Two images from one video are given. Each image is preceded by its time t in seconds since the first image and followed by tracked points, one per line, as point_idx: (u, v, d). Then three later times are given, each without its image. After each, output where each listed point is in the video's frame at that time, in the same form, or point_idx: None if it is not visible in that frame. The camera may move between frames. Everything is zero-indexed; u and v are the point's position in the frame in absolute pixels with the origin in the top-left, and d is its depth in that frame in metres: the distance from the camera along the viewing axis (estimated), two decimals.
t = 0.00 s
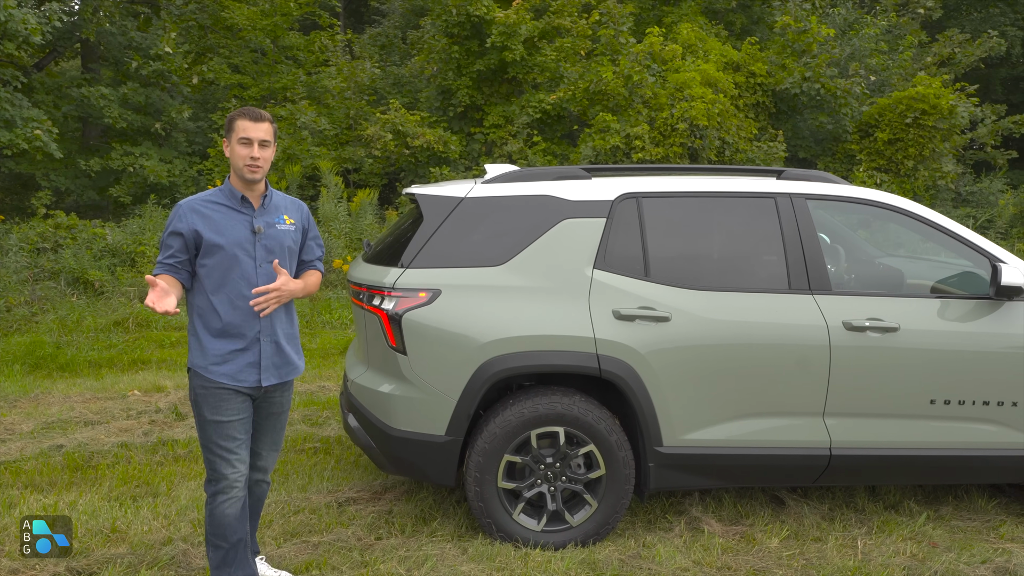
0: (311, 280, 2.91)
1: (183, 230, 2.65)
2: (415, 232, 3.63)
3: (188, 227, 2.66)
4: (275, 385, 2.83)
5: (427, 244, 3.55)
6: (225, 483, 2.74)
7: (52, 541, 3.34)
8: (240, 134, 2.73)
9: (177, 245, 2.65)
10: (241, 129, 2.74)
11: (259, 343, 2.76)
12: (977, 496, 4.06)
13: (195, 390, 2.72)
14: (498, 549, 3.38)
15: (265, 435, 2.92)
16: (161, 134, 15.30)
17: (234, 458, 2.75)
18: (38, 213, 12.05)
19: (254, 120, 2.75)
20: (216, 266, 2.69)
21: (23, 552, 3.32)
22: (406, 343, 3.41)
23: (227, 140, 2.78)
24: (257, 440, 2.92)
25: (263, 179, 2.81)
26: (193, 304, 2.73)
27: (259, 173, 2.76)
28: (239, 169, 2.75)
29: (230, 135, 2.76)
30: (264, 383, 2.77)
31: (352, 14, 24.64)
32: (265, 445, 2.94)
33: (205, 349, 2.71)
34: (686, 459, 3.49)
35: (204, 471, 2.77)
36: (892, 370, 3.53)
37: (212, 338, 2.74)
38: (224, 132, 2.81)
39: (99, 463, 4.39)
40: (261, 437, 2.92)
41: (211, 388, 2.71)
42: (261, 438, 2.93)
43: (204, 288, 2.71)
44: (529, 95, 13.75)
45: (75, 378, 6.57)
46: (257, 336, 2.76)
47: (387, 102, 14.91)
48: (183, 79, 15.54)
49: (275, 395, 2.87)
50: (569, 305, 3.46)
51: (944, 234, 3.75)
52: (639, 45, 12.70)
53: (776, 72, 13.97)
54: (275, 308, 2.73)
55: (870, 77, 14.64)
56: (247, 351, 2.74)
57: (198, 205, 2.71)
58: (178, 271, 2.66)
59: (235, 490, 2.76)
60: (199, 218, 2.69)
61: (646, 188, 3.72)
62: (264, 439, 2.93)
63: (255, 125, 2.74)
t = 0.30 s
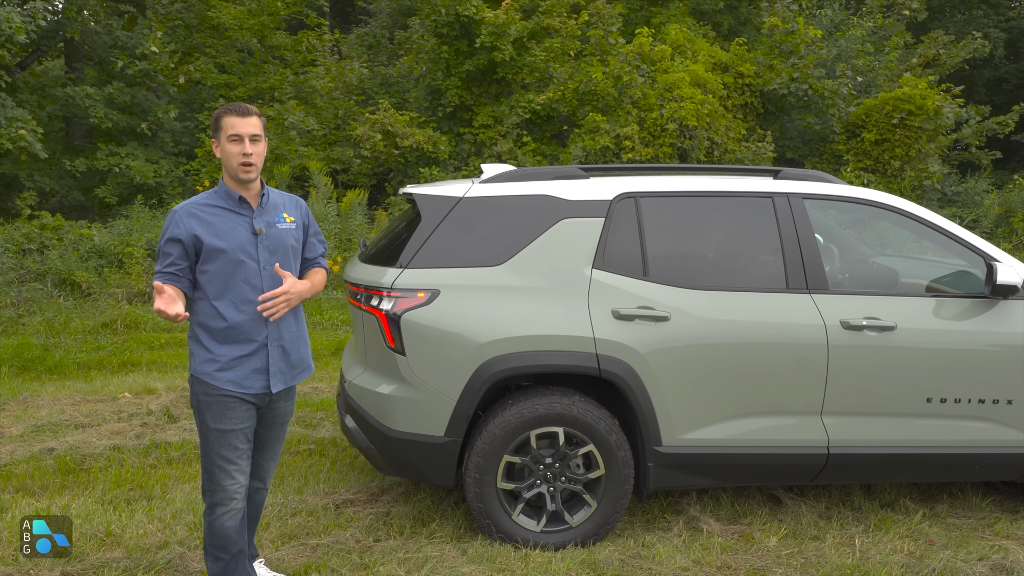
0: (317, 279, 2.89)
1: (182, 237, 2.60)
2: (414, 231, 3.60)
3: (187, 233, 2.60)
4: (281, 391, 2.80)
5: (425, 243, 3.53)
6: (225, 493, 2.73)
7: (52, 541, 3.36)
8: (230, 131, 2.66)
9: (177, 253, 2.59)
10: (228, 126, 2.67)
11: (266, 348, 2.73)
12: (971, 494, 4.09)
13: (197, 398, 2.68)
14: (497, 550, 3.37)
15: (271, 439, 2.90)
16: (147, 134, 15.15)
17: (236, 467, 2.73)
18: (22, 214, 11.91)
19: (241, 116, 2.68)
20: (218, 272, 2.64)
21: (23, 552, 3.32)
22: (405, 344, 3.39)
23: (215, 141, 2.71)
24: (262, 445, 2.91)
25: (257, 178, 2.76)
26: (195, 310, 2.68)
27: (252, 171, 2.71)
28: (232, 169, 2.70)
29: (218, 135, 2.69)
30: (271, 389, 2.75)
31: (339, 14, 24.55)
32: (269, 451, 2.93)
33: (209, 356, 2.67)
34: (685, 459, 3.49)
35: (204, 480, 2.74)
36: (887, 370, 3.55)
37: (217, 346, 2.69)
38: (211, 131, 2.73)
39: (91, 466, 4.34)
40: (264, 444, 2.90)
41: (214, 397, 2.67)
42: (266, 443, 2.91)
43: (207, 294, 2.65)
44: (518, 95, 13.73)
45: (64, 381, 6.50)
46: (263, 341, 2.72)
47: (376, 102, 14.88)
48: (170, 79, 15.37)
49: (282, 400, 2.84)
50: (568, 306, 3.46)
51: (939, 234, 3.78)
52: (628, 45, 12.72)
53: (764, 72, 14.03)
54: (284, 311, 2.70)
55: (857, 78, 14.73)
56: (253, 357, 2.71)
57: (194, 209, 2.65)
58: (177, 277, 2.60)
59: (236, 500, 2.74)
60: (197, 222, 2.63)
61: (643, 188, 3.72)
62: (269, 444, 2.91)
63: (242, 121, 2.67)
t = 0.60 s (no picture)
0: (322, 281, 2.90)
1: (184, 241, 2.56)
2: (414, 230, 3.59)
3: (189, 237, 2.57)
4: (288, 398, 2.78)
5: (425, 243, 3.51)
6: (227, 500, 2.71)
7: (52, 541, 3.34)
8: (233, 132, 2.64)
9: (178, 258, 2.56)
10: (231, 127, 2.64)
11: (272, 355, 2.71)
12: (966, 492, 4.12)
13: (201, 404, 2.67)
14: (499, 551, 3.37)
15: (278, 446, 2.89)
16: (133, 133, 15.00)
17: (239, 474, 2.72)
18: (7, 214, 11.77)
19: (245, 117, 2.65)
20: (222, 277, 2.62)
21: (24, 552, 3.31)
22: (405, 344, 3.37)
23: (217, 141, 2.68)
24: (268, 452, 2.89)
25: (260, 179, 2.73)
26: (198, 316, 2.65)
27: (256, 173, 2.68)
28: (235, 171, 2.67)
29: (221, 135, 2.66)
30: (278, 396, 2.73)
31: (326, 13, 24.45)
32: (276, 457, 2.91)
33: (213, 364, 2.65)
34: (685, 458, 3.50)
35: (206, 487, 2.72)
36: (885, 368, 3.57)
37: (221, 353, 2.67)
38: (213, 132, 2.70)
39: (85, 469, 4.30)
40: (270, 451, 2.88)
41: (218, 404, 2.66)
42: (273, 450, 2.89)
43: (210, 300, 2.63)
44: (508, 95, 13.71)
45: (54, 382, 6.43)
46: (269, 348, 2.71)
47: (365, 102, 14.85)
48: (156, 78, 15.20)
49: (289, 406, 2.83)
50: (569, 305, 3.46)
51: (935, 234, 3.81)
52: (619, 45, 12.73)
53: (752, 72, 14.09)
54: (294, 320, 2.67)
55: (844, 78, 14.82)
56: (259, 364, 2.69)
57: (196, 213, 2.62)
58: (180, 283, 2.57)
59: (238, 507, 2.73)
60: (199, 226, 2.60)
61: (643, 188, 3.73)
62: (277, 450, 2.90)
63: (245, 121, 2.65)
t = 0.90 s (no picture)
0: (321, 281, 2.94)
1: (185, 240, 2.52)
2: (414, 230, 3.58)
3: (190, 236, 2.53)
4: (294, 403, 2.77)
5: (425, 243, 3.51)
6: (231, 507, 2.70)
7: (51, 541, 3.34)
8: (240, 129, 2.64)
9: (180, 257, 2.52)
10: (239, 123, 2.64)
11: (277, 358, 2.70)
12: (962, 490, 4.15)
13: (205, 411, 2.65)
14: (501, 552, 3.36)
15: (291, 451, 2.87)
16: (120, 133, 14.85)
17: (244, 481, 2.71)
18: None
19: (253, 114, 2.66)
20: (224, 278, 2.59)
21: (23, 552, 3.31)
22: (405, 345, 3.37)
23: (222, 137, 2.67)
24: (279, 457, 2.87)
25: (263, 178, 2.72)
26: (200, 318, 2.62)
27: (262, 172, 2.68)
28: (239, 169, 2.65)
29: (227, 131, 2.65)
30: (284, 401, 2.72)
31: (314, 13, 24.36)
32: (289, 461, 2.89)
33: (216, 368, 2.63)
34: (686, 457, 3.50)
35: (210, 493, 2.71)
36: (883, 367, 3.59)
37: (224, 356, 2.64)
38: (217, 128, 2.69)
39: (80, 472, 4.26)
40: (284, 454, 2.87)
41: (222, 410, 2.64)
42: (284, 454, 2.88)
43: (212, 301, 2.60)
44: (498, 95, 13.69)
45: (45, 385, 6.36)
46: (273, 351, 2.69)
47: (354, 102, 14.82)
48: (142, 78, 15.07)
49: (296, 411, 2.81)
50: (569, 305, 3.46)
51: (931, 233, 3.83)
52: (609, 45, 12.75)
53: (741, 73, 14.15)
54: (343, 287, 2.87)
55: (832, 78, 14.90)
56: (264, 368, 2.68)
57: (197, 211, 2.58)
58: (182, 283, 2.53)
59: (242, 513, 2.72)
60: (200, 225, 2.56)
61: (642, 188, 3.74)
62: (290, 454, 2.88)
63: (254, 119, 2.65)
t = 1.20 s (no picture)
0: (319, 281, 2.93)
1: (183, 238, 2.51)
2: (411, 229, 3.57)
3: (189, 233, 2.52)
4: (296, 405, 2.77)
5: (422, 242, 3.50)
6: (232, 510, 2.69)
7: (52, 541, 3.33)
8: (241, 128, 2.62)
9: (178, 254, 2.50)
10: (240, 123, 2.63)
11: (276, 359, 2.69)
12: (955, 485, 4.18)
13: (204, 416, 2.63)
14: (499, 551, 3.36)
15: (300, 456, 2.85)
16: (107, 132, 14.70)
17: (244, 484, 2.70)
18: None
19: (254, 112, 2.65)
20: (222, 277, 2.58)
21: (23, 552, 3.30)
22: (403, 344, 3.36)
23: (221, 135, 2.65)
24: (288, 462, 2.85)
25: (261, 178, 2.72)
26: (199, 318, 2.60)
27: (260, 172, 2.67)
28: (238, 168, 2.64)
29: (227, 130, 2.63)
30: (285, 403, 2.71)
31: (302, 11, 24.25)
32: (301, 467, 2.87)
33: (215, 370, 2.61)
34: (683, 455, 3.51)
35: (210, 497, 2.70)
36: (878, 365, 3.62)
37: (223, 358, 2.63)
38: (217, 127, 2.67)
39: (73, 473, 4.23)
40: (292, 458, 2.84)
41: (222, 414, 2.63)
42: (293, 459, 2.85)
43: (210, 300, 2.57)
44: (489, 94, 13.67)
45: (35, 386, 6.31)
46: (272, 352, 2.68)
47: (344, 101, 14.79)
48: (130, 76, 14.94)
49: (299, 413, 2.81)
50: (566, 304, 3.46)
51: (925, 232, 3.86)
52: (600, 44, 12.76)
53: (731, 72, 14.18)
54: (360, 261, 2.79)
55: (821, 77, 14.96)
56: (263, 370, 2.67)
57: (195, 209, 2.57)
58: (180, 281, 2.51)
59: (243, 516, 2.72)
60: (198, 222, 2.55)
61: (638, 187, 3.74)
62: (299, 459, 2.86)
63: (255, 119, 2.64)
